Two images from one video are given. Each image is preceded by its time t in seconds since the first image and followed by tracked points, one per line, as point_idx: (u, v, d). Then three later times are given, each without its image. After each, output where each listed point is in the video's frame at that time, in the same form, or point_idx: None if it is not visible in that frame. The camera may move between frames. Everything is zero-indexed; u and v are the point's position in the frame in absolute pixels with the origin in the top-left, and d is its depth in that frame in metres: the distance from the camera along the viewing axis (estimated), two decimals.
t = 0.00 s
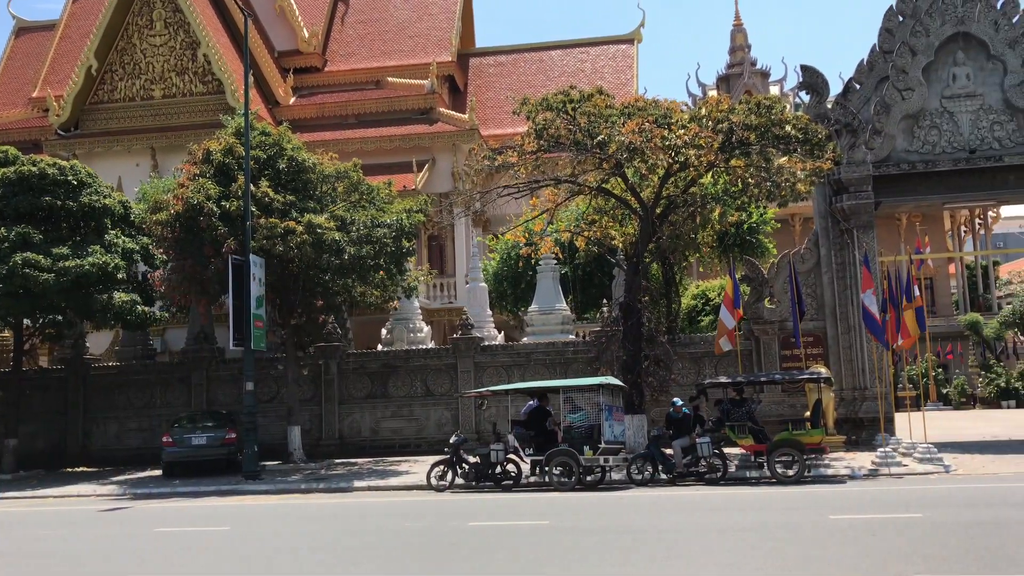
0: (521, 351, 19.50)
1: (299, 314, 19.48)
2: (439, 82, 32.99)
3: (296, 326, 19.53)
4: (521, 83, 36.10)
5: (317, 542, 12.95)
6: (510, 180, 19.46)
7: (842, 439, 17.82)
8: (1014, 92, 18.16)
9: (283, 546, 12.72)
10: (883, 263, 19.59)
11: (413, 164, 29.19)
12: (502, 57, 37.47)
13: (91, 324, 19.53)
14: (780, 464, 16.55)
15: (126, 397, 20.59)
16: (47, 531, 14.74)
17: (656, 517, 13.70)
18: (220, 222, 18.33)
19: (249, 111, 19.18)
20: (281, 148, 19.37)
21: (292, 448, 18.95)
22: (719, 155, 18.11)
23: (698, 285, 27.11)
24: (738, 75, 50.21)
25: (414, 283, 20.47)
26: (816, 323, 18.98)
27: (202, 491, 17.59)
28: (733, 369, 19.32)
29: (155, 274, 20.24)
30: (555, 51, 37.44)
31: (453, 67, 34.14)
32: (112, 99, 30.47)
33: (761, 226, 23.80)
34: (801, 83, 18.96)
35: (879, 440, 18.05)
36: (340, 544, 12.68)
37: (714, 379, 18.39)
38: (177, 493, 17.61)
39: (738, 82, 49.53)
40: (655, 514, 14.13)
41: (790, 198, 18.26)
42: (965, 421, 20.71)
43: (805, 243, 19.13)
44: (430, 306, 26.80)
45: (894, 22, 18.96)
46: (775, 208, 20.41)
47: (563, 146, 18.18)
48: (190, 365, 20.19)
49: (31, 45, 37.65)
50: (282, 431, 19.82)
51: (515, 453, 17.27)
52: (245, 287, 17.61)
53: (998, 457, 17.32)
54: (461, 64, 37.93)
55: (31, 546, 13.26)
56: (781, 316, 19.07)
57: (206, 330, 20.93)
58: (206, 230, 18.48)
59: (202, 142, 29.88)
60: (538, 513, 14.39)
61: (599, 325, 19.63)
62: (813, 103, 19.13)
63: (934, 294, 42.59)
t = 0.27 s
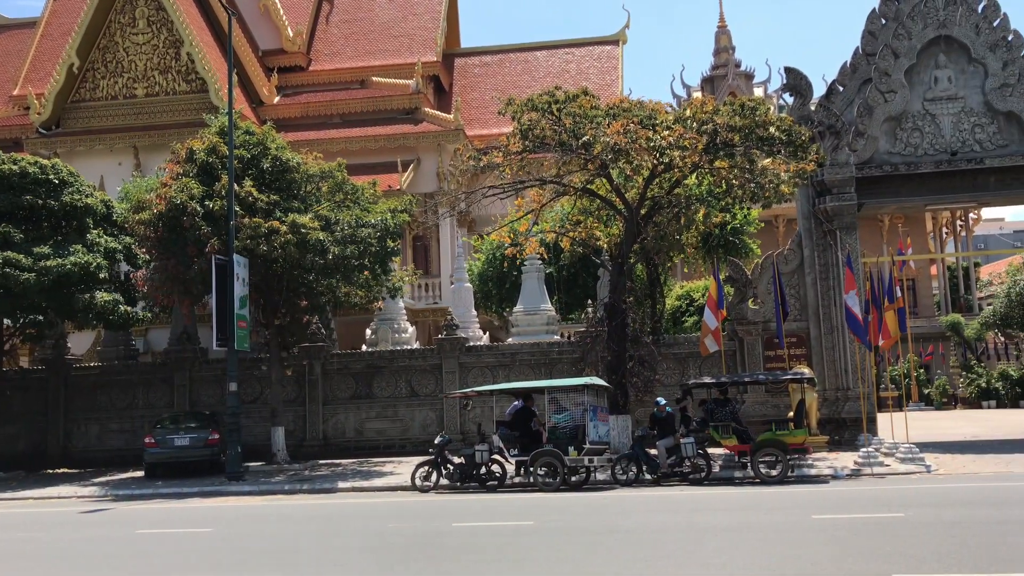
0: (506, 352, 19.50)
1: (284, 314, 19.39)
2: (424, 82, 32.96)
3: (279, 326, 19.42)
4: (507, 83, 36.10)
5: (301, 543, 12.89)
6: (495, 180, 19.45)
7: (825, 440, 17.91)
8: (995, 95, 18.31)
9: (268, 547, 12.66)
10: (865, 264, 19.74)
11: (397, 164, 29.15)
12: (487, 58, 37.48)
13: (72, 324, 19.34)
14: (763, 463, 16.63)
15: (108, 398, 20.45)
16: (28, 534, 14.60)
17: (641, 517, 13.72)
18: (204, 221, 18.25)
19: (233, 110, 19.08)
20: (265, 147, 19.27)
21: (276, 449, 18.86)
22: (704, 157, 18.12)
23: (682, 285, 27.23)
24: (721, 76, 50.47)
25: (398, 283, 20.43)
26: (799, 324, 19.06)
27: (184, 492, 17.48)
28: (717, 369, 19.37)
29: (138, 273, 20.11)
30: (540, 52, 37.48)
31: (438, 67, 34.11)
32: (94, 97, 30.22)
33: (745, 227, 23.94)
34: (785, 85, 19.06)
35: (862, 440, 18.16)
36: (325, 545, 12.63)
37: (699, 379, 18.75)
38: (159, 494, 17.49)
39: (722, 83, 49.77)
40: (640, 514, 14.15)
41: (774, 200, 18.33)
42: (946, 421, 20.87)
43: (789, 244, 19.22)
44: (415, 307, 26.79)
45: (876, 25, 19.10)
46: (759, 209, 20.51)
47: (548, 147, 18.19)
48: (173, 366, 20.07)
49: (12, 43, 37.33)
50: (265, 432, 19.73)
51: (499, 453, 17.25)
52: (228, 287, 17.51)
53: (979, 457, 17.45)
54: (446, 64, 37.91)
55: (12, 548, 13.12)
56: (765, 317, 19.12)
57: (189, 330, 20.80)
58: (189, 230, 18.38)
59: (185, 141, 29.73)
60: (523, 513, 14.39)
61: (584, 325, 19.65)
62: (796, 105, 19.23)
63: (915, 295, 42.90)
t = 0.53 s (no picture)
0: (496, 353, 19.47)
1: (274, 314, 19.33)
2: (415, 82, 32.89)
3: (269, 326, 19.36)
4: (498, 83, 36.06)
5: (290, 544, 12.84)
6: (486, 181, 19.42)
7: (815, 440, 17.95)
8: (983, 96, 18.38)
9: (257, 548, 12.61)
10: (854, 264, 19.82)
11: (388, 164, 29.10)
12: (478, 58, 37.44)
13: (60, 325, 19.17)
14: (753, 463, 16.66)
15: (97, 398, 20.36)
16: (16, 535, 14.53)
17: (631, 517, 13.72)
18: (193, 221, 18.17)
19: (223, 109, 19.00)
20: (255, 146, 19.19)
21: (265, 450, 18.79)
22: (695, 157, 18.17)
23: (672, 286, 27.26)
24: (713, 77, 50.57)
25: (389, 284, 20.39)
26: (789, 324, 19.10)
27: (173, 493, 17.41)
28: (707, 369, 19.39)
29: (127, 273, 19.98)
30: (531, 52, 37.46)
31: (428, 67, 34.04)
32: (83, 95, 30.04)
33: (735, 228, 23.97)
34: (775, 85, 19.09)
35: (851, 440, 18.20)
36: (314, 546, 12.59)
37: (689, 379, 18.80)
38: (148, 495, 17.42)
39: (713, 84, 49.89)
40: (630, 515, 14.15)
41: (764, 200, 18.36)
42: (935, 422, 20.95)
43: (779, 244, 19.25)
44: (405, 307, 26.75)
45: (866, 26, 19.14)
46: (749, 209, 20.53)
47: (539, 147, 18.19)
48: (161, 366, 19.97)
49: None
50: (255, 432, 19.66)
51: (489, 454, 17.24)
52: (218, 287, 17.45)
53: (967, 458, 17.52)
54: (438, 63, 37.84)
55: None
56: (755, 317, 19.15)
57: (178, 331, 20.71)
58: (178, 230, 18.30)
59: (174, 140, 29.61)
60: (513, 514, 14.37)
61: (575, 326, 19.64)
62: (787, 105, 19.26)
63: (904, 295, 43.06)
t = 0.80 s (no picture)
0: (492, 353, 19.47)
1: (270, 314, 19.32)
2: (411, 83, 32.92)
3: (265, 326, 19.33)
4: (494, 83, 36.11)
5: (285, 545, 12.80)
6: (481, 181, 19.43)
7: (811, 440, 17.97)
8: (978, 97, 18.46)
9: (252, 549, 12.56)
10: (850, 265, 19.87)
11: (384, 164, 29.10)
12: (473, 58, 37.48)
13: (55, 324, 19.09)
14: (749, 463, 16.67)
15: (92, 399, 20.31)
16: (12, 536, 14.49)
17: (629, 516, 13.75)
18: (188, 221, 18.16)
19: (218, 109, 18.98)
20: (251, 146, 19.16)
21: (262, 451, 18.75)
22: (691, 158, 18.21)
23: (667, 285, 27.31)
24: (708, 77, 50.67)
25: (385, 284, 20.38)
26: (784, 324, 19.12)
27: (169, 494, 17.38)
28: (703, 370, 19.38)
29: (122, 273, 19.93)
30: (526, 52, 37.50)
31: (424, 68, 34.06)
32: (78, 96, 29.99)
33: (731, 228, 24.00)
34: (770, 86, 19.12)
35: (847, 440, 18.21)
36: (310, 546, 12.55)
37: (685, 379, 18.74)
38: (144, 496, 17.39)
39: (708, 84, 49.99)
40: (626, 515, 14.13)
41: (760, 201, 18.40)
42: (930, 422, 20.99)
43: (774, 245, 19.29)
44: (402, 307, 26.73)
45: (861, 27, 19.14)
46: (745, 210, 20.55)
47: (535, 147, 18.21)
48: (157, 367, 19.93)
49: None
50: (250, 432, 19.63)
51: (485, 454, 17.22)
52: (214, 287, 17.44)
53: (962, 457, 17.55)
54: (433, 63, 37.87)
55: None
56: (751, 317, 19.17)
57: (173, 330, 20.67)
58: (174, 229, 18.29)
59: (170, 140, 29.61)
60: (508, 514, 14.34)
61: (571, 325, 19.63)
62: (782, 106, 19.27)
63: (899, 297, 43.16)
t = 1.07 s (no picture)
0: (493, 352, 19.48)
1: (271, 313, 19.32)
2: (411, 82, 32.88)
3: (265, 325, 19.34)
4: (494, 83, 36.06)
5: (286, 543, 12.81)
6: (482, 181, 19.41)
7: (811, 439, 18.02)
8: (980, 96, 18.42)
9: (254, 547, 12.57)
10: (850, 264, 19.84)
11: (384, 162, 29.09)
12: (474, 57, 37.43)
13: (55, 323, 19.11)
14: (749, 462, 16.69)
15: (93, 398, 20.33)
16: (13, 534, 14.50)
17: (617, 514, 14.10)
18: (189, 220, 18.16)
19: (219, 109, 18.96)
20: (251, 146, 19.14)
21: (263, 449, 18.79)
22: (692, 157, 18.17)
23: (668, 285, 27.30)
24: (709, 76, 50.62)
25: (386, 284, 20.37)
26: (785, 323, 19.12)
27: (170, 492, 17.40)
28: (704, 368, 19.39)
29: (122, 272, 19.94)
30: (527, 51, 37.46)
31: (424, 66, 34.01)
32: (78, 95, 29.96)
33: (732, 227, 23.99)
34: (771, 85, 19.08)
35: (847, 439, 18.22)
36: (311, 545, 12.56)
37: (686, 377, 18.74)
38: (145, 494, 17.40)
39: (709, 83, 49.95)
40: (626, 513, 14.14)
41: (761, 199, 18.38)
42: (930, 421, 20.99)
43: (775, 244, 19.28)
44: (402, 306, 26.67)
45: (862, 26, 19.09)
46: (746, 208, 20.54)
47: (535, 146, 18.19)
48: (158, 365, 19.95)
49: None
50: (251, 431, 19.65)
51: (486, 453, 17.25)
52: (215, 286, 17.44)
53: (963, 456, 17.55)
54: (434, 62, 37.80)
55: None
56: (751, 316, 19.20)
57: (174, 330, 20.68)
58: (174, 228, 18.28)
59: (170, 139, 29.58)
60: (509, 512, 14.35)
61: (572, 324, 19.62)
62: (783, 104, 19.24)
63: (900, 295, 43.15)
